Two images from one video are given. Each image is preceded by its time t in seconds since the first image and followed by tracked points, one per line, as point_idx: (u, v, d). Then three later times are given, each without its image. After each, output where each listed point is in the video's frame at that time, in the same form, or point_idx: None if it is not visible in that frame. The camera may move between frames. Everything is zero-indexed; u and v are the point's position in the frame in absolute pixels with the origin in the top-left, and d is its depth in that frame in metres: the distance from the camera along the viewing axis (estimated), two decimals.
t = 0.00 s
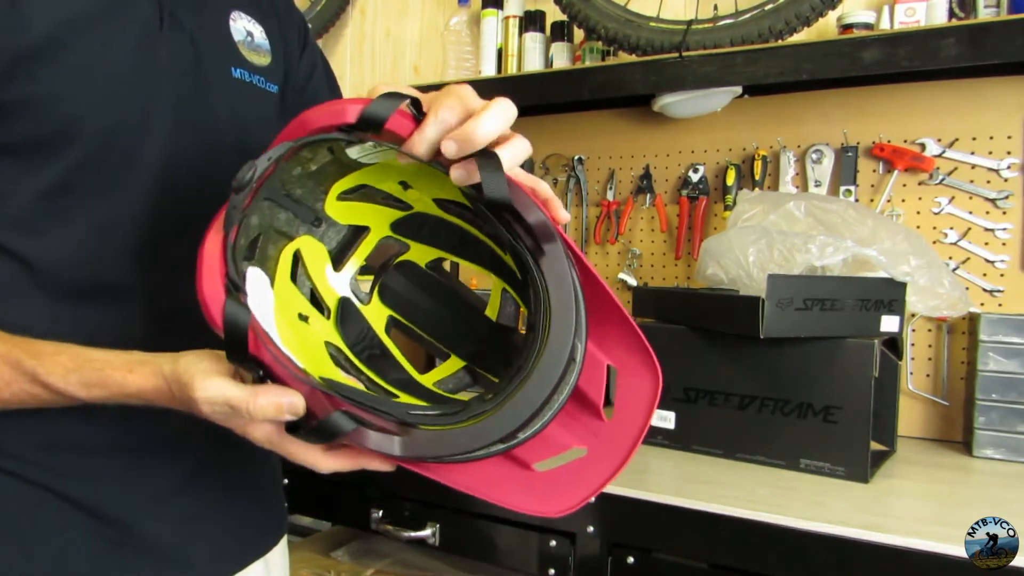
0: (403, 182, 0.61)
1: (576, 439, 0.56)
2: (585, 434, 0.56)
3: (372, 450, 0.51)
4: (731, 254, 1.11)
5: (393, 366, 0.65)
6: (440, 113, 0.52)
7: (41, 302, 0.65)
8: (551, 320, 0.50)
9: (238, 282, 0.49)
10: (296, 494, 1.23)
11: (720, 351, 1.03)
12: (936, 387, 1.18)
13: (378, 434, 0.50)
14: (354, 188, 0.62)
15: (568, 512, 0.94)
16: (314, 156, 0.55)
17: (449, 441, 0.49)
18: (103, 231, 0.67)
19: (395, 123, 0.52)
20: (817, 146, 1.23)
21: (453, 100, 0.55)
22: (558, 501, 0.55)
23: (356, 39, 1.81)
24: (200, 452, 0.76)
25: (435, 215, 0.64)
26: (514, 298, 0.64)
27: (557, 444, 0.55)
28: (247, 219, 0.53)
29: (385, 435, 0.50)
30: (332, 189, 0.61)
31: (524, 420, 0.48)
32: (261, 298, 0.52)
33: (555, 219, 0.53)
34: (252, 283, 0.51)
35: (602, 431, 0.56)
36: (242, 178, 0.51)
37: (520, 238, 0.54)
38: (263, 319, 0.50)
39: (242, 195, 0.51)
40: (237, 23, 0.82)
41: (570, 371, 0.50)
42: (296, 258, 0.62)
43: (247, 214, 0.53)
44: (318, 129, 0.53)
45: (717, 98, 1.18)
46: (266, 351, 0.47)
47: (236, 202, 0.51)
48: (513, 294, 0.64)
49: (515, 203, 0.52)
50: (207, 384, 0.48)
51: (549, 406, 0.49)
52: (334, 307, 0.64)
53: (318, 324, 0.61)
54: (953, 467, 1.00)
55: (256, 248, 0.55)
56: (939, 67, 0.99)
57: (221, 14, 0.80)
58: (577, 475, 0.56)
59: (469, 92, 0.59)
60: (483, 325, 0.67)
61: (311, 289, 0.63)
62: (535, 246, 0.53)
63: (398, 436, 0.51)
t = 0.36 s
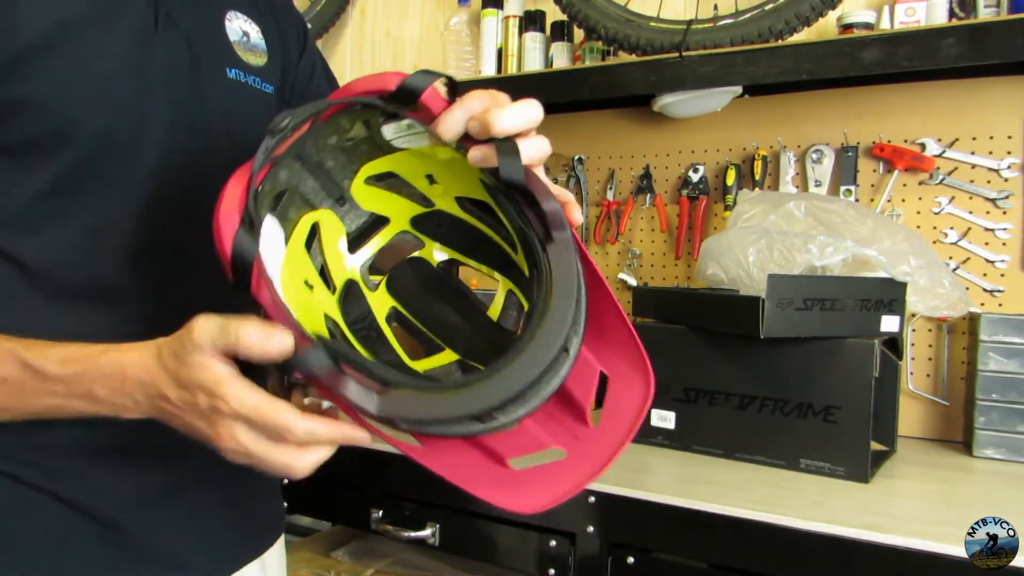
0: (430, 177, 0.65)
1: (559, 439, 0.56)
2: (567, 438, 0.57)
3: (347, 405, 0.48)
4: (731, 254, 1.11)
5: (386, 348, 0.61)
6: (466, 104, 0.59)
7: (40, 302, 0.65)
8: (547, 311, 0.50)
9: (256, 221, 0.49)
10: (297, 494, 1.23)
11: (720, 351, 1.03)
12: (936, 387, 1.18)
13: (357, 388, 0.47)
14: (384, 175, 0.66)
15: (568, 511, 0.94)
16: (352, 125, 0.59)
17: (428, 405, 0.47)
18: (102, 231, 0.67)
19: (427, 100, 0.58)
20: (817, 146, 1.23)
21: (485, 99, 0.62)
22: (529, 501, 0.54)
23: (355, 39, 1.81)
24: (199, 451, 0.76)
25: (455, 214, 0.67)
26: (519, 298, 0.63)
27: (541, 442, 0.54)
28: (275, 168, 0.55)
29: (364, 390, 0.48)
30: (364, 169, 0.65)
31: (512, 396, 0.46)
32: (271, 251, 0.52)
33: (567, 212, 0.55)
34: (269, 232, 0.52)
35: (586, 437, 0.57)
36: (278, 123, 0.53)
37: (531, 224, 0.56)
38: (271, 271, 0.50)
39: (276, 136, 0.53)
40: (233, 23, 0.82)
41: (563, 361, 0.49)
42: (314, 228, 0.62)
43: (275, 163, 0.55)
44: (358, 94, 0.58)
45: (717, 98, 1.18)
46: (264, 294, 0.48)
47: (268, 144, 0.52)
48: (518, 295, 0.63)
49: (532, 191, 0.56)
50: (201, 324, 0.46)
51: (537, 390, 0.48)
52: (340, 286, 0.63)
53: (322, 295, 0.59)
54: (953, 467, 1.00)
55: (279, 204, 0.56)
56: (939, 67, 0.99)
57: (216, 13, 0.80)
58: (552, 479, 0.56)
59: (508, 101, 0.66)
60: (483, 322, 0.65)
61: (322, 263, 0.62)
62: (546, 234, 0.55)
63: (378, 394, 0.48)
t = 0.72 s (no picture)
0: (449, 186, 0.69)
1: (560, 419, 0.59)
2: (571, 421, 0.59)
3: (354, 376, 0.52)
4: (731, 254, 1.11)
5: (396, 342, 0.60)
6: (477, 106, 0.67)
7: (39, 302, 0.65)
8: (548, 290, 0.52)
9: (280, 211, 0.55)
10: (297, 493, 1.23)
11: (720, 351, 1.03)
12: (936, 387, 1.18)
13: (362, 359, 0.51)
14: (407, 187, 0.70)
15: (567, 511, 0.94)
16: (374, 136, 0.67)
17: (429, 377, 0.50)
18: (102, 231, 0.67)
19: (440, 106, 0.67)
20: (817, 146, 1.23)
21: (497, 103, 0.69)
22: (527, 477, 0.56)
23: (356, 39, 1.81)
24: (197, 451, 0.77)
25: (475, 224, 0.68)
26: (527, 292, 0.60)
27: (538, 420, 0.58)
28: (303, 171, 0.61)
29: (370, 364, 0.52)
30: (388, 180, 0.69)
31: (509, 372, 0.48)
32: (296, 245, 0.57)
33: (567, 199, 0.60)
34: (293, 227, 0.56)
35: (589, 420, 0.58)
36: (305, 128, 0.63)
37: (533, 209, 0.60)
38: (294, 261, 0.55)
39: (305, 142, 0.62)
40: (231, 23, 0.82)
41: (563, 341, 0.51)
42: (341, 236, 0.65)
43: (303, 165, 0.61)
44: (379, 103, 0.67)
45: (716, 98, 1.18)
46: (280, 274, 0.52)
47: (297, 146, 0.61)
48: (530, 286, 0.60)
49: (534, 177, 0.62)
50: (183, 276, 0.46)
51: (535, 367, 0.50)
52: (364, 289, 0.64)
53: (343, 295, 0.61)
54: (953, 467, 1.00)
55: (307, 206, 0.62)
56: (938, 67, 0.99)
57: (215, 14, 0.80)
58: (552, 458, 0.58)
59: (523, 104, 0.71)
60: (496, 317, 0.62)
61: (349, 268, 0.65)
62: (548, 221, 0.59)
63: (382, 367, 0.52)
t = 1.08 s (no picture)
0: (459, 175, 0.69)
1: (562, 436, 0.60)
2: (573, 438, 0.60)
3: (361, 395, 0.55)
4: (731, 254, 1.11)
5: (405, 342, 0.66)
6: (489, 106, 0.63)
7: (40, 303, 0.65)
8: (552, 313, 0.53)
9: (286, 217, 0.57)
10: (297, 493, 1.23)
11: (720, 351, 1.03)
12: (936, 387, 1.18)
13: (368, 379, 0.55)
14: (417, 173, 0.70)
15: (567, 511, 0.94)
16: (381, 128, 0.65)
17: (438, 402, 0.52)
18: (103, 231, 0.67)
19: (452, 103, 0.64)
20: (817, 146, 1.23)
21: (511, 101, 0.66)
22: (526, 496, 0.58)
23: (356, 39, 1.81)
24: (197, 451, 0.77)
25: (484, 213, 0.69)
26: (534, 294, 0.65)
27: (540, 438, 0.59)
28: (308, 168, 0.61)
29: (376, 382, 0.55)
30: (397, 166, 0.69)
31: (511, 399, 0.50)
32: (305, 244, 0.59)
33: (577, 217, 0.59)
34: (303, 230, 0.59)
35: (590, 438, 0.59)
36: (311, 126, 0.60)
37: (542, 225, 0.60)
38: (300, 259, 0.58)
39: (308, 141, 0.60)
40: (230, 22, 0.82)
41: (564, 365, 0.52)
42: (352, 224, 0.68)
43: (308, 164, 0.61)
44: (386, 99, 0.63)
45: (717, 98, 1.18)
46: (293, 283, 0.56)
47: (300, 147, 0.59)
48: (536, 290, 0.65)
49: (543, 193, 0.60)
50: (219, 276, 0.52)
51: (537, 392, 0.52)
52: (374, 276, 0.69)
53: (354, 285, 0.66)
54: (953, 467, 1.00)
55: (314, 201, 0.63)
56: (938, 67, 0.99)
57: (214, 13, 0.80)
58: (553, 477, 0.59)
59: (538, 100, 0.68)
60: (501, 320, 0.68)
61: (358, 255, 0.68)
62: (556, 238, 0.58)
63: (388, 386, 0.55)
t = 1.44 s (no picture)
0: (445, 161, 0.68)
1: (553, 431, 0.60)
2: (564, 432, 0.59)
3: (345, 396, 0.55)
4: (731, 254, 1.11)
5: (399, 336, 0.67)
6: (460, 88, 0.60)
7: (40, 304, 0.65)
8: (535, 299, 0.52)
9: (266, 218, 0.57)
10: (297, 493, 1.23)
11: (719, 350, 1.03)
12: (936, 387, 1.18)
13: (349, 379, 0.55)
14: (406, 162, 0.70)
15: (567, 511, 0.94)
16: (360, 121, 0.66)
17: (423, 399, 0.52)
18: (102, 231, 0.68)
19: (420, 88, 0.61)
20: (817, 146, 1.23)
21: (486, 79, 0.62)
22: (518, 494, 0.57)
23: (356, 39, 1.81)
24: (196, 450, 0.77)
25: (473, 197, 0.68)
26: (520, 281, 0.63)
27: (531, 432, 0.58)
28: (289, 168, 0.62)
29: (357, 381, 0.55)
30: (382, 158, 0.70)
31: (494, 392, 0.50)
32: (290, 240, 0.61)
33: (552, 197, 0.58)
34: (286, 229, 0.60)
35: (583, 430, 0.58)
36: (283, 123, 0.60)
37: (521, 208, 0.59)
38: (283, 257, 0.59)
39: (283, 141, 0.60)
40: (230, 20, 0.81)
41: (549, 355, 0.52)
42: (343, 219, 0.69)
43: (290, 163, 0.62)
44: (353, 90, 0.63)
45: (717, 98, 1.18)
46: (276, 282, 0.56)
47: (276, 146, 0.60)
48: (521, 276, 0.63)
49: (514, 174, 0.60)
50: (214, 268, 0.53)
51: (521, 384, 0.52)
52: (370, 271, 0.70)
53: (349, 281, 0.68)
54: (953, 467, 1.00)
55: (301, 199, 0.65)
56: (938, 67, 0.99)
57: (214, 12, 0.80)
58: (544, 472, 0.58)
59: (517, 75, 0.63)
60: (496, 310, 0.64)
61: (354, 251, 0.70)
62: (534, 221, 0.58)
63: (370, 386, 0.55)
